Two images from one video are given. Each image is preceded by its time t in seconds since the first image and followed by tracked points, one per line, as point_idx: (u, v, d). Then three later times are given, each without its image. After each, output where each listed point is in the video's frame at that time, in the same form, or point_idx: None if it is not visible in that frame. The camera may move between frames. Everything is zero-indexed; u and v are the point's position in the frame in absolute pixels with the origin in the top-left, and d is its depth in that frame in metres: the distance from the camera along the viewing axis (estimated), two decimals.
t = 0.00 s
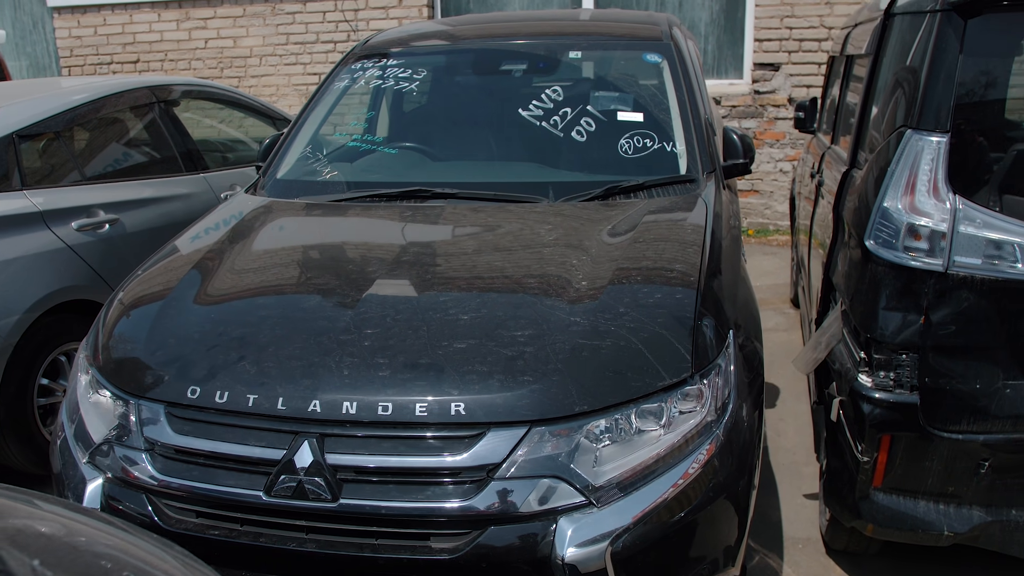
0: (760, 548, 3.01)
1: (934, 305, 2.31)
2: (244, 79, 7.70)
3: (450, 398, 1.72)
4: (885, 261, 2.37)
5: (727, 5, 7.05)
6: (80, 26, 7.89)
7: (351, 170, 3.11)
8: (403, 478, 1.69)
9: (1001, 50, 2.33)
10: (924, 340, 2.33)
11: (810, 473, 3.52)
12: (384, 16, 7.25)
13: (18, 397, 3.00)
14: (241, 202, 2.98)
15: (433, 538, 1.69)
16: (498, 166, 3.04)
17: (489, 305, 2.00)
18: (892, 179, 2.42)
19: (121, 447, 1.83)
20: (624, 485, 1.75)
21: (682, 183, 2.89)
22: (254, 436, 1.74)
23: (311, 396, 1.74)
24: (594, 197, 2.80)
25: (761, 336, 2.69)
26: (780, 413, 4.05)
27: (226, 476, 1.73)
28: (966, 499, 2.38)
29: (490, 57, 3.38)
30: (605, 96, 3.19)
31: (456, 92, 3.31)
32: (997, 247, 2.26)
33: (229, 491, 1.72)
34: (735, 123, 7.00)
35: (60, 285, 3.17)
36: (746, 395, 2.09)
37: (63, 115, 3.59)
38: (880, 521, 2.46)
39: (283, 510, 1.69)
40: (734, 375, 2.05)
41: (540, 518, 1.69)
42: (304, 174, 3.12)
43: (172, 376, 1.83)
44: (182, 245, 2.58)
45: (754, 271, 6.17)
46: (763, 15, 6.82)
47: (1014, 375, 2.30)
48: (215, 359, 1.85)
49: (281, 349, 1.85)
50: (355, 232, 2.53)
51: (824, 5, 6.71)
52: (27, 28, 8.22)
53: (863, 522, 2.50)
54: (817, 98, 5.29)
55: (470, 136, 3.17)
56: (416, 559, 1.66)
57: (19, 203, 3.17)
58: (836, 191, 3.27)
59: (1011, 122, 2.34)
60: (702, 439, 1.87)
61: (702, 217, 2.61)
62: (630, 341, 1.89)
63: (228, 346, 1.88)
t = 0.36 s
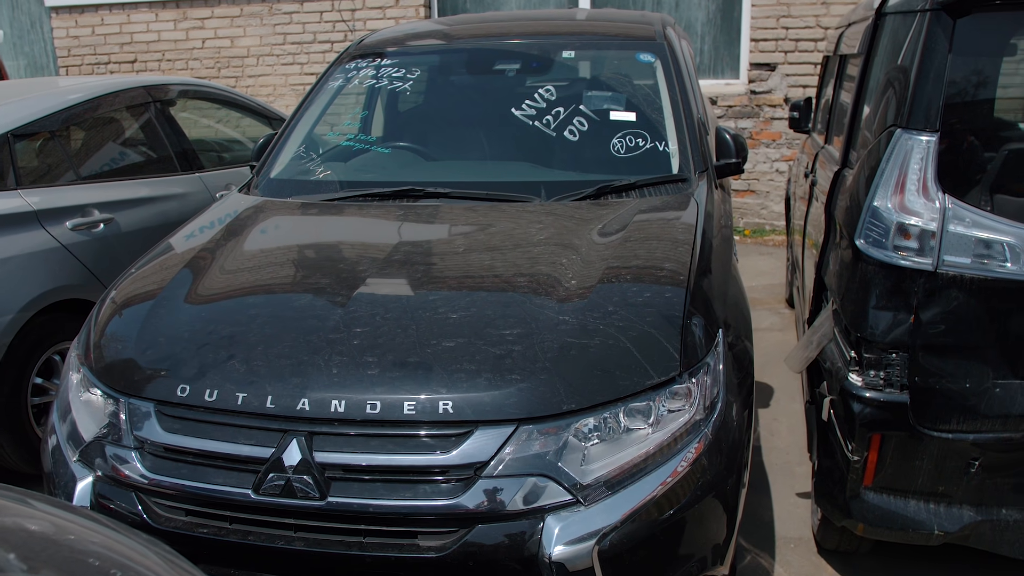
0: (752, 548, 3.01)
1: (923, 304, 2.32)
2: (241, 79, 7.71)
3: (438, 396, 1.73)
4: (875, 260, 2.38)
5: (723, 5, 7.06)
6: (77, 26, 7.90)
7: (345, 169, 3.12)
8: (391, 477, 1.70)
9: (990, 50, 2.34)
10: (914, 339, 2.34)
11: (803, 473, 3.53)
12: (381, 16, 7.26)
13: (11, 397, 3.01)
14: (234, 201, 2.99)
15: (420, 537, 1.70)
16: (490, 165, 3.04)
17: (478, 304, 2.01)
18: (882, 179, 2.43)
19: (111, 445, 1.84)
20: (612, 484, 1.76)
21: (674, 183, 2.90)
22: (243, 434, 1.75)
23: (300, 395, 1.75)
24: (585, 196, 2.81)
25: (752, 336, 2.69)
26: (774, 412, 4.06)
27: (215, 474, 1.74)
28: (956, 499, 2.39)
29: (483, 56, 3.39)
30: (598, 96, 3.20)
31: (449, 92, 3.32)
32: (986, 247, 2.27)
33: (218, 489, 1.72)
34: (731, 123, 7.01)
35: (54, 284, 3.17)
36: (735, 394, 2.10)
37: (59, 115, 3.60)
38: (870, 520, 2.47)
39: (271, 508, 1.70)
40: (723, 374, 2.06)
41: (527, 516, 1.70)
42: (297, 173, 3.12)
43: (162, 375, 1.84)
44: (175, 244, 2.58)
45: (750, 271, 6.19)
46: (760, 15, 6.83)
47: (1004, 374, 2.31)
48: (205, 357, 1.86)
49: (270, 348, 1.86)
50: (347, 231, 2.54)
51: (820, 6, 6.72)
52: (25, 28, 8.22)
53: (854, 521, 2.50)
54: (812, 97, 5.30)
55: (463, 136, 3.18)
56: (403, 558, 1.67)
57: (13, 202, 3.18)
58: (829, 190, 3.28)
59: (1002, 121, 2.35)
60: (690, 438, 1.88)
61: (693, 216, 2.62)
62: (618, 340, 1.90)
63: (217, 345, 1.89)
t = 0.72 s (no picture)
0: (748, 547, 3.02)
1: (917, 305, 2.33)
2: (240, 79, 7.72)
3: (432, 396, 1.74)
4: (869, 261, 2.39)
5: (721, 6, 7.07)
6: (76, 26, 7.91)
7: (342, 170, 3.13)
8: (386, 476, 1.71)
9: (983, 51, 2.36)
10: (908, 340, 2.35)
11: (799, 473, 3.54)
12: (380, 16, 7.27)
13: (9, 396, 3.02)
14: (231, 202, 3.00)
15: (414, 536, 1.71)
16: (487, 166, 3.05)
17: (473, 304, 2.02)
18: (876, 180, 2.45)
19: (108, 445, 1.85)
20: (605, 483, 1.77)
21: (669, 183, 2.91)
22: (238, 434, 1.76)
23: (295, 395, 1.76)
24: (581, 197, 2.82)
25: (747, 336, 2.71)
26: (770, 412, 4.07)
27: (210, 474, 1.76)
28: (950, 498, 2.40)
29: (480, 57, 3.40)
30: (594, 97, 3.22)
31: (446, 92, 3.33)
32: (979, 247, 2.28)
33: (214, 489, 1.74)
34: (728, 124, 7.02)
35: (52, 285, 3.19)
36: (729, 394, 2.12)
37: (57, 115, 3.61)
38: (864, 520, 2.48)
39: (266, 507, 1.71)
40: (717, 374, 2.07)
41: (521, 516, 1.71)
42: (294, 174, 3.14)
43: (159, 375, 1.85)
44: (173, 244, 2.60)
45: (747, 271, 6.20)
46: (758, 15, 6.84)
47: (997, 374, 2.32)
48: (200, 357, 1.87)
49: (265, 348, 1.87)
50: (344, 232, 2.55)
51: (818, 6, 6.73)
52: (24, 28, 8.23)
53: (848, 521, 2.52)
54: (809, 98, 5.32)
55: (460, 136, 3.19)
56: (397, 557, 1.68)
57: (12, 202, 3.19)
58: (824, 191, 3.29)
59: (996, 122, 2.37)
60: (683, 437, 1.89)
61: (688, 217, 2.63)
62: (611, 341, 1.91)
63: (213, 345, 1.90)
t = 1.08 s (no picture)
0: (750, 548, 3.01)
1: (920, 304, 2.32)
2: (241, 79, 7.71)
3: (433, 395, 1.73)
4: (872, 260, 2.38)
5: (723, 5, 7.06)
6: (77, 25, 7.90)
7: (342, 169, 3.12)
8: (387, 476, 1.70)
9: (986, 49, 2.34)
10: (911, 339, 2.34)
11: (801, 473, 3.53)
12: (381, 15, 7.26)
13: (9, 396, 3.01)
14: (232, 200, 2.99)
15: (416, 535, 1.70)
16: (488, 165, 3.04)
17: (474, 303, 2.01)
18: (879, 178, 2.43)
19: (107, 443, 1.84)
20: (608, 483, 1.76)
21: (671, 182, 2.90)
22: (238, 433, 1.75)
23: (295, 394, 1.75)
24: (582, 196, 2.81)
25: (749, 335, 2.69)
26: (772, 412, 4.05)
27: (210, 472, 1.74)
28: (953, 498, 2.39)
29: (481, 56, 3.39)
30: (595, 95, 3.21)
31: (447, 91, 3.32)
32: (983, 246, 2.27)
33: (214, 488, 1.73)
34: (730, 123, 7.01)
35: (52, 283, 3.18)
36: (731, 394, 2.11)
37: (57, 114, 3.60)
38: (867, 520, 2.47)
39: (267, 506, 1.70)
40: (719, 373, 2.06)
41: (523, 515, 1.70)
42: (295, 172, 3.12)
43: (159, 374, 1.84)
44: (173, 243, 2.58)
45: (749, 271, 6.19)
46: (759, 15, 6.83)
47: (1001, 374, 2.31)
48: (200, 356, 1.86)
49: (265, 346, 1.86)
50: (345, 230, 2.54)
51: (819, 5, 6.72)
52: (24, 28, 8.22)
53: (851, 521, 2.51)
54: (811, 97, 5.30)
55: (461, 135, 3.18)
56: (399, 556, 1.67)
57: (11, 201, 3.18)
58: (826, 190, 3.28)
59: (1000, 121, 2.35)
60: (686, 437, 1.88)
61: (691, 215, 2.62)
62: (613, 340, 1.90)
63: (213, 343, 1.89)
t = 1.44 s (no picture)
0: (753, 547, 3.01)
1: (925, 303, 2.31)
2: (242, 78, 7.71)
3: (438, 394, 1.73)
4: (876, 259, 2.38)
5: (724, 5, 7.05)
6: (78, 25, 7.90)
7: (345, 168, 3.11)
8: (391, 475, 1.70)
9: (990, 48, 2.34)
10: (915, 339, 2.34)
11: (804, 473, 3.52)
12: (382, 15, 7.26)
13: (11, 395, 3.01)
14: (234, 200, 2.98)
15: (420, 534, 1.69)
16: (491, 164, 3.04)
17: (478, 302, 2.00)
18: (883, 178, 2.43)
19: (112, 442, 1.83)
20: (612, 482, 1.76)
21: (674, 182, 2.89)
22: (243, 432, 1.74)
23: (300, 393, 1.74)
24: (586, 196, 2.80)
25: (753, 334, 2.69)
26: (775, 412, 4.05)
27: (215, 472, 1.74)
28: (957, 498, 2.38)
29: (483, 55, 3.39)
30: (598, 95, 3.20)
31: (450, 90, 3.32)
32: (987, 246, 2.26)
33: (218, 487, 1.72)
34: (732, 123, 7.01)
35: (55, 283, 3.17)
36: (735, 393, 2.10)
37: (59, 113, 3.59)
38: (871, 520, 2.46)
39: (271, 506, 1.70)
40: (724, 372, 2.06)
41: (528, 514, 1.69)
42: (297, 172, 3.12)
43: (163, 373, 1.84)
44: (175, 243, 2.58)
45: (751, 271, 6.19)
46: (761, 15, 6.83)
47: (1005, 373, 2.31)
48: (205, 355, 1.85)
49: (270, 346, 1.85)
50: (349, 229, 2.53)
51: (821, 5, 6.71)
52: (26, 27, 8.22)
53: (854, 520, 2.50)
54: (813, 97, 5.30)
55: (464, 135, 3.17)
56: (403, 556, 1.66)
57: (14, 200, 3.17)
58: (829, 190, 3.28)
59: (1004, 121, 2.34)
60: (690, 436, 1.88)
61: (694, 215, 2.61)
62: (618, 339, 1.90)
63: (217, 343, 1.89)
